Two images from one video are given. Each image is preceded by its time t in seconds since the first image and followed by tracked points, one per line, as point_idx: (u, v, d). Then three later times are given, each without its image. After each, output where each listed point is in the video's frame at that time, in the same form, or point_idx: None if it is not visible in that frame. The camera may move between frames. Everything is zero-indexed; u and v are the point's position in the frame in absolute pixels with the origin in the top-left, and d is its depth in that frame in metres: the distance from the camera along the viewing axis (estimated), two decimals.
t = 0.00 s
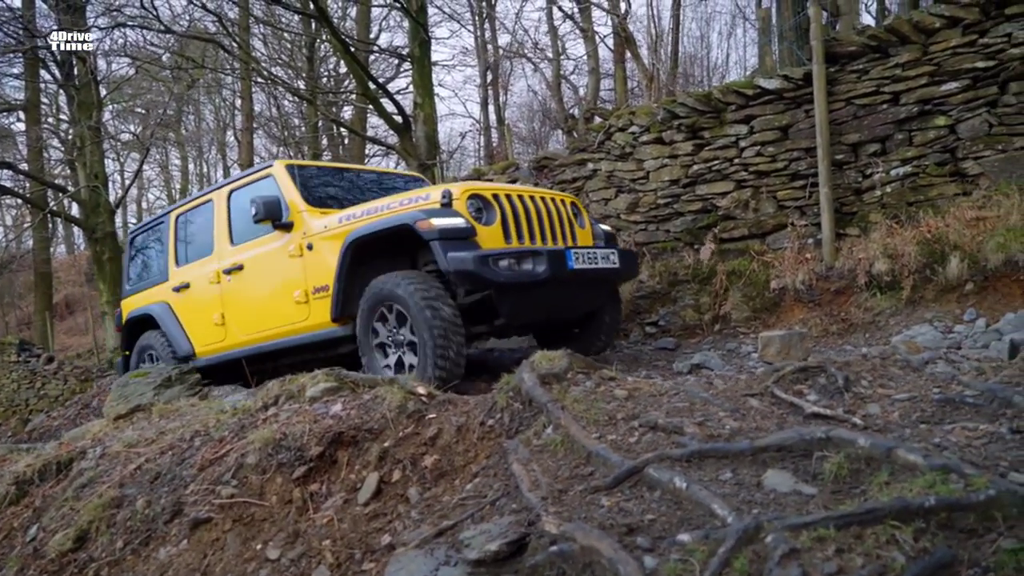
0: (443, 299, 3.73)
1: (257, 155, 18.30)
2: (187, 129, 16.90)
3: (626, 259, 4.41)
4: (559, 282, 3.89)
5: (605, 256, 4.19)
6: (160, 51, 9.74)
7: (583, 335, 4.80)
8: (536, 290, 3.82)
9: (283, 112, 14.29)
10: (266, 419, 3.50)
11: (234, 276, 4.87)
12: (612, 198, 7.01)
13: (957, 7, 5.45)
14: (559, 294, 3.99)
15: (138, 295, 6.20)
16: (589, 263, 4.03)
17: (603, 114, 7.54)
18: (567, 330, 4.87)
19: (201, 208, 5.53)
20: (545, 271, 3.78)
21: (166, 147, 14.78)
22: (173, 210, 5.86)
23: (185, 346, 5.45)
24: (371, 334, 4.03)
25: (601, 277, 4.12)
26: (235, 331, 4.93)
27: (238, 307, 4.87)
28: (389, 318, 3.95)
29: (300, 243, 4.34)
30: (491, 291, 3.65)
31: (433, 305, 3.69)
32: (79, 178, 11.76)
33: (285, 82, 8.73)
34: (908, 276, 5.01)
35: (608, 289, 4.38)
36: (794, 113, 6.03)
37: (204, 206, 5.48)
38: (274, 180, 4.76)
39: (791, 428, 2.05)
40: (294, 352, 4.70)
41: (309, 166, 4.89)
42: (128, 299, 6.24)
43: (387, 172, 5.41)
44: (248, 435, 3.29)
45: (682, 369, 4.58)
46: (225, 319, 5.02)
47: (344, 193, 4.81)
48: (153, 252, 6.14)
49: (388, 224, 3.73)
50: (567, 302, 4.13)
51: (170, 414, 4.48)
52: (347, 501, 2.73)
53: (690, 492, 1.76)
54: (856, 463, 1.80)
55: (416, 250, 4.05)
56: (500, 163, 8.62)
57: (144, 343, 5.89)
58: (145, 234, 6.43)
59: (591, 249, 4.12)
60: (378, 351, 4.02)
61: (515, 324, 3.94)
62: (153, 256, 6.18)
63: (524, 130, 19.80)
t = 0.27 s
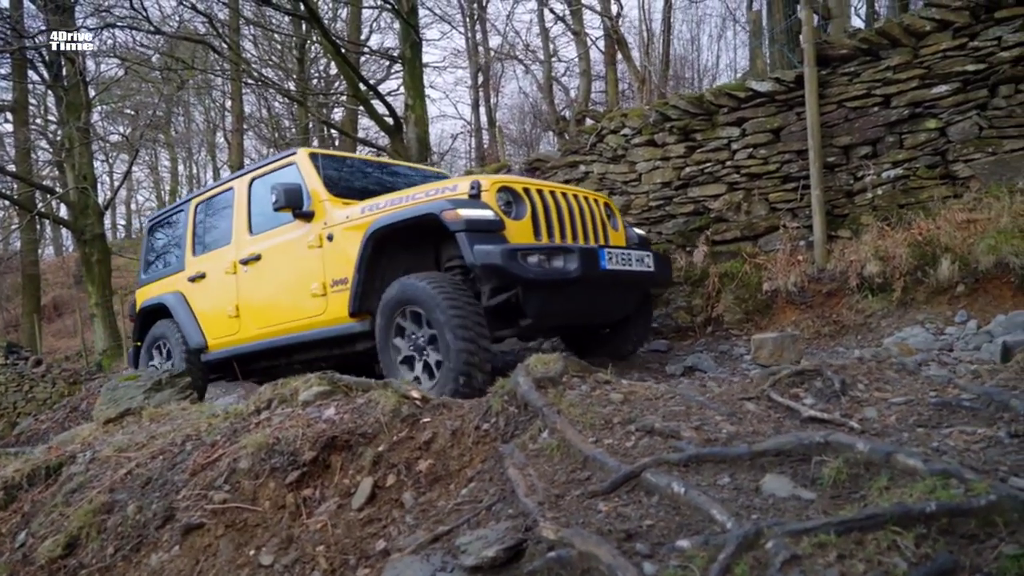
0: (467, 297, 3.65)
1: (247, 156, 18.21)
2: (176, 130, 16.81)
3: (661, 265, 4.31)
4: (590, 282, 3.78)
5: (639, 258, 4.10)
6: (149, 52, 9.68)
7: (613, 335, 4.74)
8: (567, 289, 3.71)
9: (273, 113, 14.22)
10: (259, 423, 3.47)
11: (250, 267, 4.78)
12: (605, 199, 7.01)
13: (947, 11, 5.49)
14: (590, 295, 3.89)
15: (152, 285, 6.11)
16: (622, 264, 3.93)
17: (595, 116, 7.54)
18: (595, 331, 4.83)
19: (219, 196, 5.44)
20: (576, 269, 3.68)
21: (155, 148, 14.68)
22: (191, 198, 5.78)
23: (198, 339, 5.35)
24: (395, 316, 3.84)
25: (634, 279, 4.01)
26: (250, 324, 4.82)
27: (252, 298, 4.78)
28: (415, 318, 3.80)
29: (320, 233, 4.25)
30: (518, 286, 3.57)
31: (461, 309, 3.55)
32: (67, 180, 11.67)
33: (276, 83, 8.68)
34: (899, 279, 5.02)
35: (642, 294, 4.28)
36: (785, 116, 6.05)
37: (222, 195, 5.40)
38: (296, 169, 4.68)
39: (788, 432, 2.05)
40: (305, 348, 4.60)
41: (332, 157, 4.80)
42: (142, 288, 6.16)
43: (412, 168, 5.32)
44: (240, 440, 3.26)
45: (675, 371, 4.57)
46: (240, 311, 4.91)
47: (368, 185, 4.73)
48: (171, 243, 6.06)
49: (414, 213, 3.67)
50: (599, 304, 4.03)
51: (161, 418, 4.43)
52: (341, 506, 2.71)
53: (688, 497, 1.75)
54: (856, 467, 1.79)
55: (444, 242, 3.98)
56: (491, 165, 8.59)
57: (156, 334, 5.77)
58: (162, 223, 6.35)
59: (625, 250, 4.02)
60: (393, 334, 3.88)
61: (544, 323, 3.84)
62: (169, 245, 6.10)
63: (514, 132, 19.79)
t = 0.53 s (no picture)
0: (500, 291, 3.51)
1: (235, 156, 18.13)
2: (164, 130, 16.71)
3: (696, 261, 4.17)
4: (626, 277, 3.64)
5: (675, 253, 3.95)
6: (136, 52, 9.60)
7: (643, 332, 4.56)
8: (603, 285, 3.58)
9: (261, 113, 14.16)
10: (251, 423, 3.44)
11: (262, 261, 4.60)
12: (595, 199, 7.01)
13: (936, 12, 5.52)
14: (626, 291, 3.75)
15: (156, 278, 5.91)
16: (660, 259, 3.78)
17: (585, 116, 7.56)
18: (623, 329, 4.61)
19: (229, 187, 5.24)
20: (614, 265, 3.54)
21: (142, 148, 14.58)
22: (199, 189, 5.57)
23: (202, 335, 5.15)
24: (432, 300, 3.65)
25: (671, 275, 3.87)
26: (260, 320, 4.65)
27: (265, 294, 4.60)
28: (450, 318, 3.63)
29: (338, 226, 4.10)
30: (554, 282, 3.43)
31: (497, 312, 3.41)
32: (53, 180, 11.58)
33: (265, 83, 8.63)
34: (889, 278, 5.05)
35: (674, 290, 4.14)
36: (775, 116, 6.07)
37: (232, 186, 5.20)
38: (312, 158, 4.50)
39: (783, 430, 2.05)
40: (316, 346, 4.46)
41: (349, 146, 4.63)
42: (145, 282, 5.95)
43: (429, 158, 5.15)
44: (232, 440, 3.23)
45: (668, 371, 4.57)
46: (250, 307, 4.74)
47: (386, 176, 4.56)
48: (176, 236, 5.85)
49: (442, 206, 3.54)
50: (633, 301, 3.89)
51: (151, 419, 4.39)
52: (334, 506, 2.69)
53: (686, 496, 1.75)
54: (854, 466, 1.80)
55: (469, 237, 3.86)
56: (481, 165, 8.59)
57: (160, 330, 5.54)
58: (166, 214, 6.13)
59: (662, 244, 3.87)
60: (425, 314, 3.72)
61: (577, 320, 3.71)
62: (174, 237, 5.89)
63: (503, 132, 19.79)
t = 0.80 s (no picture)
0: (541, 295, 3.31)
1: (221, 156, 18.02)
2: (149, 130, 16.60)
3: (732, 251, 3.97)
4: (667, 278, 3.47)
5: (715, 250, 3.75)
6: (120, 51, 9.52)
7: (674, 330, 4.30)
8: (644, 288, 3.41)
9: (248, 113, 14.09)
10: (241, 423, 3.41)
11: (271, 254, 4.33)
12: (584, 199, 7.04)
13: (921, 14, 5.58)
14: (664, 291, 3.59)
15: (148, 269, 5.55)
16: (700, 258, 3.60)
17: (574, 116, 7.58)
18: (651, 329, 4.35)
19: (229, 173, 4.91)
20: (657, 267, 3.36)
21: (126, 148, 14.47)
22: (195, 174, 5.22)
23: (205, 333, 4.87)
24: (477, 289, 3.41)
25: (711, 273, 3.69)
26: (270, 317, 4.41)
27: (275, 290, 4.34)
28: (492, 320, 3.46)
29: (355, 220, 3.86)
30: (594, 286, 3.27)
31: (539, 318, 3.24)
32: (36, 180, 11.49)
33: (251, 83, 8.57)
34: (875, 277, 5.08)
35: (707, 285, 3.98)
36: (763, 116, 6.10)
37: (233, 172, 4.87)
38: (323, 144, 4.21)
39: (778, 426, 2.06)
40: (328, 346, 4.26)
41: (361, 131, 4.35)
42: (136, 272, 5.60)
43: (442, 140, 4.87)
44: (223, 440, 3.21)
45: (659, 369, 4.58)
46: (258, 303, 4.48)
47: (401, 163, 4.29)
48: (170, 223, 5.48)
49: (476, 206, 3.31)
50: (669, 297, 3.73)
51: (139, 420, 4.34)
52: (327, 505, 2.67)
53: (683, 491, 1.76)
54: (850, 461, 1.81)
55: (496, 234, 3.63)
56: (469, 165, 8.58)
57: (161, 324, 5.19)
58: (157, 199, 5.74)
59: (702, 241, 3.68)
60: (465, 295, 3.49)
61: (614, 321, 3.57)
62: (167, 223, 5.52)
63: (491, 133, 19.77)
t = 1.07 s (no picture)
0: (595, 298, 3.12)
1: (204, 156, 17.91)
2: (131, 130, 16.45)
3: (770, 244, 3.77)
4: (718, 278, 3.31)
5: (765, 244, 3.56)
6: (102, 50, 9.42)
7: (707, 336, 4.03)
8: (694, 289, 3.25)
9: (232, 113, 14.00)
10: (231, 421, 3.39)
11: (285, 247, 4.06)
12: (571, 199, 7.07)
13: (906, 16, 5.64)
14: (713, 289, 3.42)
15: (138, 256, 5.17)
16: (752, 254, 3.41)
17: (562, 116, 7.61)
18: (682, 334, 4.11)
19: (234, 156, 4.57)
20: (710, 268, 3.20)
21: (108, 148, 14.33)
22: (193, 156, 4.85)
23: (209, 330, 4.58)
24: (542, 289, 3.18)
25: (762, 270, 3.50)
26: (283, 312, 4.16)
27: (289, 286, 4.08)
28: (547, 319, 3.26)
29: (379, 212, 3.62)
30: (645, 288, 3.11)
31: (590, 321, 3.06)
32: (17, 180, 11.35)
33: (236, 83, 8.51)
34: (861, 277, 5.12)
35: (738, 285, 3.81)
36: (750, 117, 6.15)
37: (238, 155, 4.53)
38: (343, 128, 3.92)
39: (769, 420, 2.09)
40: (345, 343, 4.05)
41: (382, 113, 4.06)
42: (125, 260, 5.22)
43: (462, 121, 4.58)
44: (213, 438, 3.19)
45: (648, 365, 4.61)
46: (270, 297, 4.21)
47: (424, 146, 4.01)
48: (163, 207, 5.09)
49: (520, 203, 3.14)
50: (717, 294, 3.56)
51: (126, 419, 4.31)
52: (320, 502, 2.67)
53: (677, 484, 1.78)
54: (842, 453, 1.83)
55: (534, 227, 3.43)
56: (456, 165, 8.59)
57: (162, 318, 4.75)
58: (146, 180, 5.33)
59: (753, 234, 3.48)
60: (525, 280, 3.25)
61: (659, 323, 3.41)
62: (159, 207, 5.12)
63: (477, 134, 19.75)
